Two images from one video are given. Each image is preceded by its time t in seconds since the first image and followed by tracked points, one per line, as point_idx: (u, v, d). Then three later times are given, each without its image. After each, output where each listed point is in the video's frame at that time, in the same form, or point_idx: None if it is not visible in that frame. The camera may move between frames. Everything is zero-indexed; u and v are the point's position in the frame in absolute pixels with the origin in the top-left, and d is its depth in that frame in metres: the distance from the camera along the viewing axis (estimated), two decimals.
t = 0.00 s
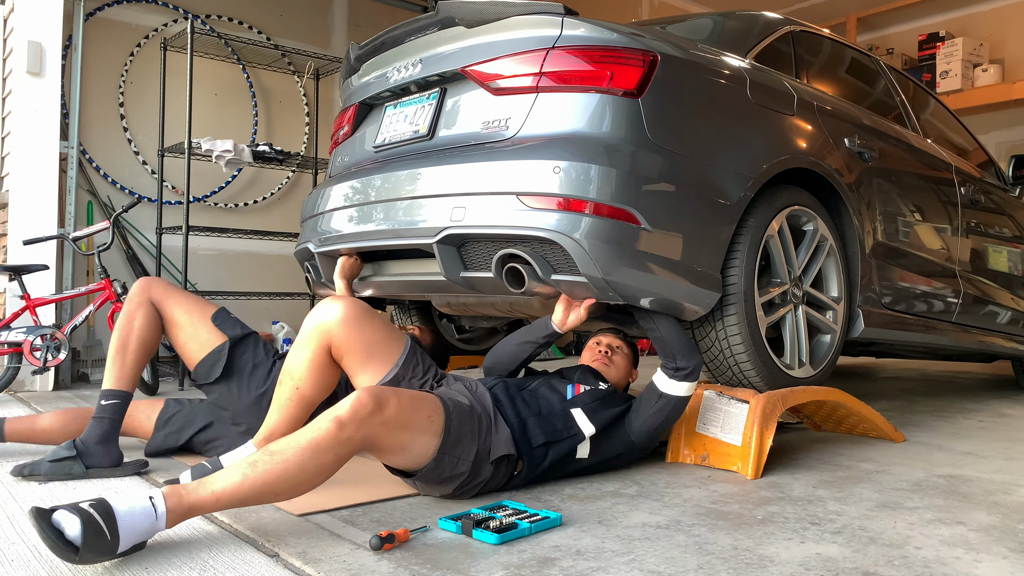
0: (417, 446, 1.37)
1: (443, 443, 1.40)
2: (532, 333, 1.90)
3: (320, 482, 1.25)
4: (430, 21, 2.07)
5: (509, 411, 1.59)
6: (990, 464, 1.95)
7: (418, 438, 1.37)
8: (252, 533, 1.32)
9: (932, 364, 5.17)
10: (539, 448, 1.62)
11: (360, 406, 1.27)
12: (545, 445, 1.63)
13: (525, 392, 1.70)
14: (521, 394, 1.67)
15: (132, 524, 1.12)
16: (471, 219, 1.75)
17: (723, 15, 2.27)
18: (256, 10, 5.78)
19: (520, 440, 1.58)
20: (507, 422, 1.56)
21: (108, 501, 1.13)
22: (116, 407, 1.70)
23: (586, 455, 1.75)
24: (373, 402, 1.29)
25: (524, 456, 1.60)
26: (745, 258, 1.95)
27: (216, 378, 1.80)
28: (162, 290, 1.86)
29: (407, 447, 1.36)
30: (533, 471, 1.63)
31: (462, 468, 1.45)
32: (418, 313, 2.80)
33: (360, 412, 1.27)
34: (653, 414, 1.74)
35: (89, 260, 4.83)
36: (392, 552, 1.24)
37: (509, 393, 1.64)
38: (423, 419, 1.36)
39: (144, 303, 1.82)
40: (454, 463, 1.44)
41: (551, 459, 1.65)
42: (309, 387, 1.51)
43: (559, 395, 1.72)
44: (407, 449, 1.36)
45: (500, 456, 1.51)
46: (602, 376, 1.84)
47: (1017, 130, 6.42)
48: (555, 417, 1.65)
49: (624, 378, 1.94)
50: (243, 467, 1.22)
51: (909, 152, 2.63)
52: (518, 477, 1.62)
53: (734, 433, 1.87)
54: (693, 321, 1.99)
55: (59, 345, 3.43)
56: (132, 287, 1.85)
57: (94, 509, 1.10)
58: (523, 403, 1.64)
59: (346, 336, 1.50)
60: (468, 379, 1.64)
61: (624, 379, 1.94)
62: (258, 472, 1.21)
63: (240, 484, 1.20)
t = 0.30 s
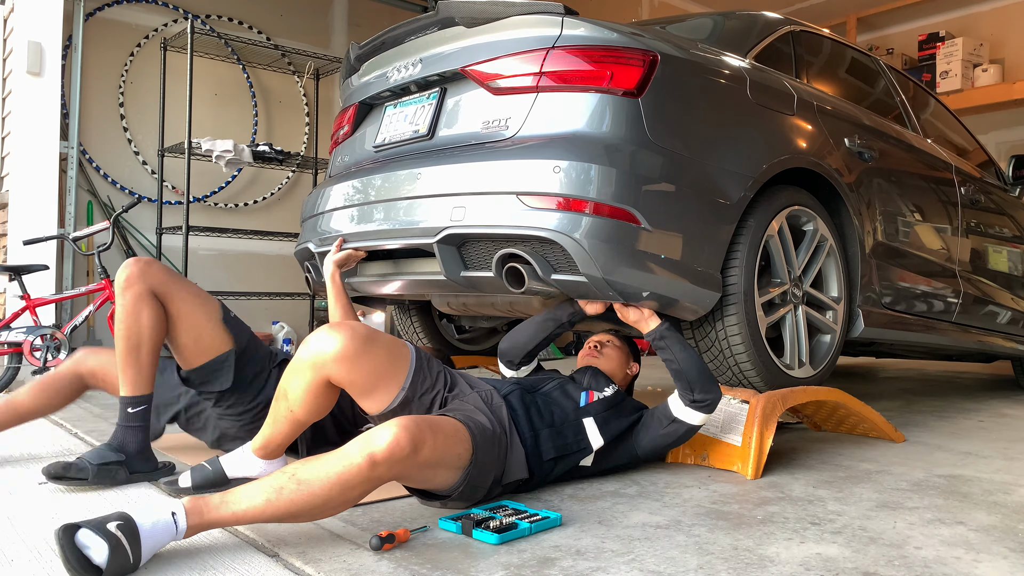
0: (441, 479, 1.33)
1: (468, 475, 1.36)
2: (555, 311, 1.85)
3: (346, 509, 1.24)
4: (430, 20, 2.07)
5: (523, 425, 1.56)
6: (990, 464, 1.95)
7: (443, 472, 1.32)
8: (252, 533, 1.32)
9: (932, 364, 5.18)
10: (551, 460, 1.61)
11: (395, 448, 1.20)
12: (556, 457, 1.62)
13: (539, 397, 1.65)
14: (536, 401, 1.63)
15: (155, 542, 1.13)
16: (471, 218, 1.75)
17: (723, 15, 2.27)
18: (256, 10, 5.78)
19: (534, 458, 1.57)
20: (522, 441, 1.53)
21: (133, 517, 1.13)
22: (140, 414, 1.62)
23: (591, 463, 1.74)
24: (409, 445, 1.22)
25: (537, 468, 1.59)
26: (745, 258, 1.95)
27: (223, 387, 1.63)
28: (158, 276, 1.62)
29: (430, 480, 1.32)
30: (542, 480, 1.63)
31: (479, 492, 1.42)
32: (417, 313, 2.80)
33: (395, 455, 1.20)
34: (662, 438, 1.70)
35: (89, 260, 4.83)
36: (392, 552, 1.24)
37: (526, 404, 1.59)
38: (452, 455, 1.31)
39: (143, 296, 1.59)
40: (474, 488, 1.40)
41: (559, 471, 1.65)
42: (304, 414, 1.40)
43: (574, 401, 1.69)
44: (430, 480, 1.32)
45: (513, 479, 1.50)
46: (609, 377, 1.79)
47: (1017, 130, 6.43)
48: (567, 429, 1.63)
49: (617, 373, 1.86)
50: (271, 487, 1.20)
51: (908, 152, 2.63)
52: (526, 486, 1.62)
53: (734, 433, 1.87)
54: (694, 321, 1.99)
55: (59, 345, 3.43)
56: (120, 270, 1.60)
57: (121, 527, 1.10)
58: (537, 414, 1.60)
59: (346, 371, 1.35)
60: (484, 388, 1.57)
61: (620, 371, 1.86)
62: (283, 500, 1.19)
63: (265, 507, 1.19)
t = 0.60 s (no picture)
0: (453, 477, 1.34)
1: (478, 473, 1.37)
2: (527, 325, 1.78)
3: (361, 506, 1.23)
4: (430, 20, 2.07)
5: (530, 426, 1.55)
6: (990, 464, 1.95)
7: (455, 469, 1.33)
8: (252, 534, 1.31)
9: (932, 364, 5.17)
10: (554, 461, 1.61)
11: (412, 444, 1.20)
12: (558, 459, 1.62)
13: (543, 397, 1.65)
14: (542, 401, 1.62)
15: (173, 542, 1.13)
16: (471, 218, 1.75)
17: (723, 14, 2.27)
18: (256, 10, 5.78)
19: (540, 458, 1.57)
20: (529, 438, 1.54)
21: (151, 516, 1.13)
22: (67, 417, 1.60)
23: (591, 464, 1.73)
24: (424, 439, 1.22)
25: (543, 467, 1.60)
26: (745, 258, 1.95)
27: (147, 417, 1.67)
28: (124, 290, 1.64)
29: (442, 478, 1.32)
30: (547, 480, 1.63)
31: (488, 491, 1.43)
32: (417, 313, 2.80)
33: (411, 450, 1.20)
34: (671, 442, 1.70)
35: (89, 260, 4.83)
36: (392, 552, 1.24)
37: (531, 403, 1.59)
38: (464, 452, 1.32)
39: (99, 305, 1.60)
40: (483, 487, 1.41)
41: (561, 471, 1.64)
42: (306, 413, 1.39)
43: (578, 403, 1.67)
44: (442, 479, 1.33)
45: (522, 475, 1.50)
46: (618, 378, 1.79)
47: (1017, 130, 6.43)
48: (571, 430, 1.63)
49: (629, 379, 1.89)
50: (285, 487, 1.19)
51: (909, 152, 2.63)
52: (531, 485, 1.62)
53: (734, 433, 1.87)
54: (693, 321, 1.99)
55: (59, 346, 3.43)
56: (92, 273, 1.63)
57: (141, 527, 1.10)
58: (542, 413, 1.59)
59: (350, 365, 1.34)
60: (488, 387, 1.56)
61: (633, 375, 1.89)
62: (300, 497, 1.18)
63: (281, 504, 1.18)
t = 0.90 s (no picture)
0: (446, 464, 1.35)
1: (470, 459, 1.38)
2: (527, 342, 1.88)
3: (357, 492, 1.24)
4: (430, 20, 2.07)
5: (518, 417, 1.57)
6: (990, 465, 1.95)
7: (445, 457, 1.34)
8: (252, 534, 1.31)
9: (932, 364, 5.17)
10: (547, 453, 1.61)
11: (399, 426, 1.22)
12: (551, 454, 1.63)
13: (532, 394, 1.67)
14: (530, 396, 1.65)
15: (169, 539, 1.13)
16: (471, 218, 1.75)
17: (723, 15, 2.27)
18: (256, 10, 5.78)
19: (531, 447, 1.58)
20: (518, 428, 1.54)
21: (146, 515, 1.13)
22: (66, 416, 1.61)
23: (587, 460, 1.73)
24: (412, 421, 1.24)
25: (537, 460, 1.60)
26: (745, 258, 1.95)
27: (147, 415, 1.65)
28: (122, 288, 1.65)
29: (433, 465, 1.34)
30: (539, 475, 1.63)
31: (483, 478, 1.44)
32: (417, 314, 2.80)
33: (398, 432, 1.22)
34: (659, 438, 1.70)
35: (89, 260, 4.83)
36: (392, 551, 1.24)
37: (517, 398, 1.61)
38: (456, 437, 1.34)
39: (97, 304, 1.61)
40: (477, 474, 1.42)
41: (555, 464, 1.64)
42: (308, 396, 1.41)
43: (568, 396, 1.70)
44: (432, 466, 1.34)
45: (513, 464, 1.51)
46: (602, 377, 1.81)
47: (1017, 131, 6.42)
48: (561, 421, 1.64)
49: (610, 373, 1.90)
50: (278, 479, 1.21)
51: (908, 152, 2.63)
52: (525, 480, 1.63)
53: (734, 433, 1.87)
54: (693, 322, 1.99)
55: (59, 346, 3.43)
56: (89, 274, 1.65)
57: (137, 525, 1.10)
58: (530, 406, 1.61)
59: (351, 342, 1.39)
60: (476, 383, 1.58)
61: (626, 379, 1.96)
62: (293, 487, 1.19)
63: (276, 496, 1.19)
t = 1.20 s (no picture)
0: (449, 484, 1.34)
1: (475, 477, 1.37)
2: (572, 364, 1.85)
3: (360, 510, 1.23)
4: (430, 21, 2.07)
5: (522, 424, 1.53)
6: (990, 465, 1.95)
7: (452, 475, 1.33)
8: (252, 534, 1.31)
9: (932, 364, 5.18)
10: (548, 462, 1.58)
11: (414, 453, 1.20)
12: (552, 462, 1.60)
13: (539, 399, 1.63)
14: (534, 401, 1.60)
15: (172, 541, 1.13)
16: (471, 218, 1.75)
17: (723, 15, 2.27)
18: (256, 10, 5.78)
19: (535, 454, 1.54)
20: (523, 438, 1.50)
21: (151, 517, 1.13)
22: (66, 416, 1.60)
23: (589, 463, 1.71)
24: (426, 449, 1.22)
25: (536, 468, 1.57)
26: (745, 258, 1.95)
27: (147, 414, 1.66)
28: (119, 288, 1.65)
29: (440, 483, 1.33)
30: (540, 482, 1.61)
31: (486, 491, 1.43)
32: (417, 314, 2.80)
33: (412, 460, 1.20)
34: (663, 443, 1.68)
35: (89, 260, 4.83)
36: (391, 552, 1.24)
37: (523, 402, 1.56)
38: (463, 459, 1.33)
39: (94, 304, 1.61)
40: (479, 487, 1.41)
41: (554, 472, 1.61)
42: (305, 398, 1.41)
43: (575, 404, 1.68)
44: (439, 484, 1.33)
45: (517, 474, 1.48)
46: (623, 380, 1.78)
47: (1017, 130, 6.43)
48: (564, 430, 1.61)
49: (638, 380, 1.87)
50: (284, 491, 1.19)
51: (908, 152, 2.63)
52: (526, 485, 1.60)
53: (734, 433, 1.87)
54: (693, 321, 1.99)
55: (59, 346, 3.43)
56: (85, 274, 1.65)
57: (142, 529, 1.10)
58: (535, 413, 1.57)
59: (348, 347, 1.37)
60: (481, 387, 1.54)
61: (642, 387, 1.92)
62: (299, 502, 1.17)
63: (281, 507, 1.18)
